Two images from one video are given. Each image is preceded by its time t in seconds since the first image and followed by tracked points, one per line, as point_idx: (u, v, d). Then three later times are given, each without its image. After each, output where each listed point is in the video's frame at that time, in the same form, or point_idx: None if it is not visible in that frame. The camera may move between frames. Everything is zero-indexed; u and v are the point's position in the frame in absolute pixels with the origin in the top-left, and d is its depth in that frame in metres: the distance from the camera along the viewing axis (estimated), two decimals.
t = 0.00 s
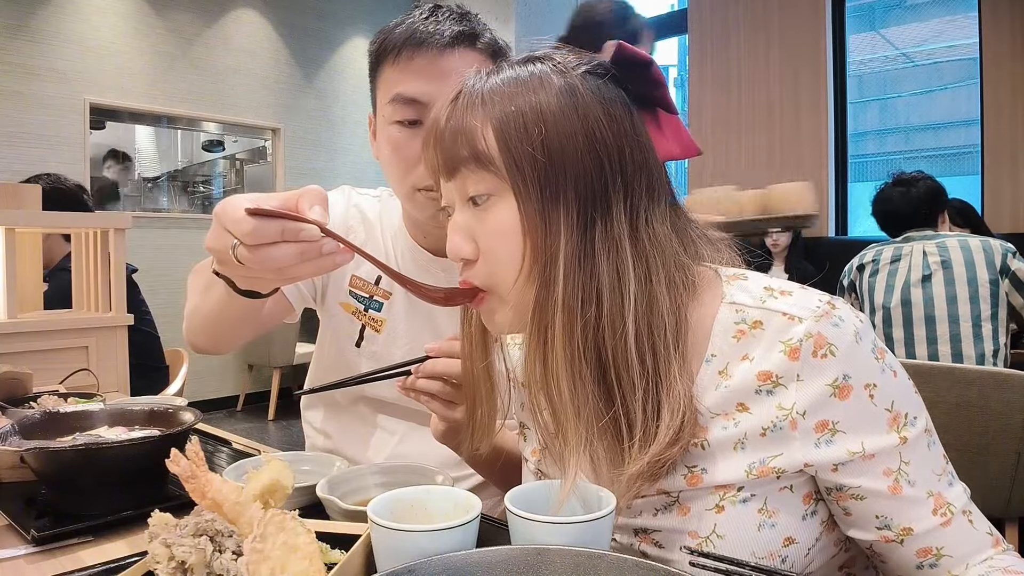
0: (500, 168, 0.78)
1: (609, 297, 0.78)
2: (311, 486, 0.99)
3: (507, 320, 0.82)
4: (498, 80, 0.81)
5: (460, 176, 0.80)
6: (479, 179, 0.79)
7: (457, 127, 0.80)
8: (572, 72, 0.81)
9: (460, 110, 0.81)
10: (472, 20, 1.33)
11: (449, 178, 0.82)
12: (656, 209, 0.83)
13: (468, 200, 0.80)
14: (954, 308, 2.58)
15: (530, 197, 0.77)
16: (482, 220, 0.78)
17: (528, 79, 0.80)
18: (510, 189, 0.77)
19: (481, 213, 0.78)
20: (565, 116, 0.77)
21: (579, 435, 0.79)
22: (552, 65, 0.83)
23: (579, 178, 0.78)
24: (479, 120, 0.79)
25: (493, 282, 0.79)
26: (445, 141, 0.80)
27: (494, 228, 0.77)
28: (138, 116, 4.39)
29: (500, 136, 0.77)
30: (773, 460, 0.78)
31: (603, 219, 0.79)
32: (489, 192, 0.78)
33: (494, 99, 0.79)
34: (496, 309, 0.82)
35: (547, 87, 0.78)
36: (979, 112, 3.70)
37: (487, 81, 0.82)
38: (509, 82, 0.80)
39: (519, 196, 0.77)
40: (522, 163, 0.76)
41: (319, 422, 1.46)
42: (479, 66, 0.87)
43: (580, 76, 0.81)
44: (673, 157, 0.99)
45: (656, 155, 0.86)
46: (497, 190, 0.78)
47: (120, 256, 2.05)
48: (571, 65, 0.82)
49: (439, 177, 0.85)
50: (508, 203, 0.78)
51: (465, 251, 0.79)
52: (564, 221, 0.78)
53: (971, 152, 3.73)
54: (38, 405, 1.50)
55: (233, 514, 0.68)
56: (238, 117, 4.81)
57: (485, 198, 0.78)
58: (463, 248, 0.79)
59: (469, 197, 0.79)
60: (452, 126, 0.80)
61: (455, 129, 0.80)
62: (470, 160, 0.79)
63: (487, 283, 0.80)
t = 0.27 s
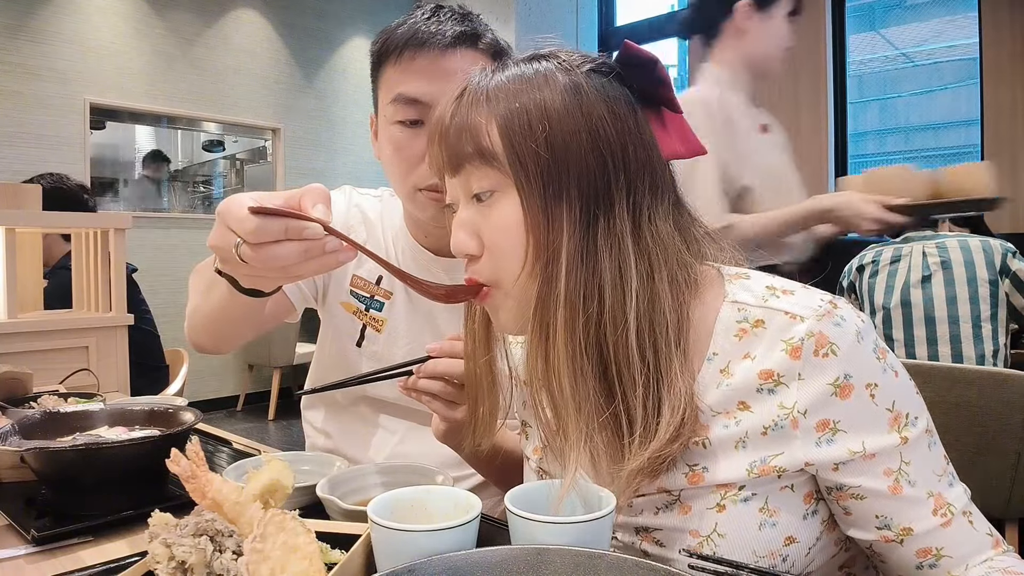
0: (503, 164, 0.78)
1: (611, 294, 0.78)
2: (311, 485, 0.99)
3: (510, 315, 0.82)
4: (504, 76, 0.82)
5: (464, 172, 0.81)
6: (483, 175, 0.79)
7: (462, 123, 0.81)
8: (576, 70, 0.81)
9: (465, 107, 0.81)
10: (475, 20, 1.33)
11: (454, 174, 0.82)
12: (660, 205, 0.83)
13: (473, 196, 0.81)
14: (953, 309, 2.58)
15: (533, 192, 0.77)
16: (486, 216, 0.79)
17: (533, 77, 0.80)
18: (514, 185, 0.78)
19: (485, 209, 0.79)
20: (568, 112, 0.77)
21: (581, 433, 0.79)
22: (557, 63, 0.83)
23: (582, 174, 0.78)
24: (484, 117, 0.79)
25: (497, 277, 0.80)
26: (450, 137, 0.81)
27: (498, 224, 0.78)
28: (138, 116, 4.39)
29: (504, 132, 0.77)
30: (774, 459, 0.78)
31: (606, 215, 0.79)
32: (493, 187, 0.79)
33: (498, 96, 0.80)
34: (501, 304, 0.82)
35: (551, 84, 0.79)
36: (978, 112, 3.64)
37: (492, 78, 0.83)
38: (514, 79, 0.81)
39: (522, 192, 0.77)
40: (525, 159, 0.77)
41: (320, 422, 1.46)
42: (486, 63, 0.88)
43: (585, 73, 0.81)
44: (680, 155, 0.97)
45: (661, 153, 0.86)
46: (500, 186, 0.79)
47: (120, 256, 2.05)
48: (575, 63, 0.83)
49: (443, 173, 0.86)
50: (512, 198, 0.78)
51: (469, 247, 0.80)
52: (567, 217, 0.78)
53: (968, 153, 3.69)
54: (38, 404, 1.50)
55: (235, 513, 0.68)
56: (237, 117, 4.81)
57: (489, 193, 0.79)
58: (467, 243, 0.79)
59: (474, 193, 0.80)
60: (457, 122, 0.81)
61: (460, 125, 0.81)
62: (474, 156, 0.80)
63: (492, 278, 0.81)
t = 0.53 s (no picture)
0: (519, 157, 0.78)
1: (624, 288, 0.78)
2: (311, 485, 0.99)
3: (525, 309, 0.82)
4: (520, 71, 0.82)
5: (481, 167, 0.81)
6: (499, 169, 0.80)
7: (478, 117, 0.81)
8: (592, 65, 0.81)
9: (482, 101, 0.81)
10: (475, 20, 1.33)
11: (470, 169, 0.83)
12: (675, 199, 0.83)
13: (488, 190, 0.81)
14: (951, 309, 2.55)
15: (548, 185, 0.77)
16: (501, 210, 0.79)
17: (549, 72, 0.80)
18: (529, 179, 0.78)
19: (501, 203, 0.79)
20: (583, 106, 0.77)
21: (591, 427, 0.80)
22: (573, 59, 0.83)
23: (597, 167, 0.77)
24: (501, 111, 0.80)
25: (512, 270, 0.80)
26: (466, 131, 0.81)
27: (513, 218, 0.78)
28: (139, 116, 4.39)
29: (520, 126, 0.77)
30: (780, 455, 0.79)
31: (620, 209, 0.79)
32: (508, 181, 0.79)
33: (515, 91, 0.80)
34: (517, 298, 0.82)
35: (567, 79, 0.79)
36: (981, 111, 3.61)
37: (508, 74, 0.83)
38: (531, 74, 0.81)
39: (538, 185, 0.77)
40: (540, 152, 0.77)
41: (320, 422, 1.46)
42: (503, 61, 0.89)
43: (600, 68, 0.81)
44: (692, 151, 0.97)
45: (676, 148, 0.86)
46: (516, 180, 0.79)
47: (121, 257, 2.05)
48: (591, 58, 0.83)
49: (459, 167, 0.86)
50: (528, 191, 0.78)
51: (484, 241, 0.80)
52: (582, 211, 0.77)
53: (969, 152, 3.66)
54: (39, 404, 1.50)
55: (235, 513, 0.68)
56: (238, 117, 4.81)
57: (505, 188, 0.79)
58: (482, 238, 0.80)
59: (489, 187, 0.80)
60: (474, 116, 0.81)
61: (477, 119, 0.81)
62: (490, 150, 0.80)
63: (508, 272, 0.80)
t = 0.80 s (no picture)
0: (554, 144, 0.77)
1: (654, 280, 0.77)
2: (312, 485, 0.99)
3: (554, 298, 0.82)
4: (557, 63, 0.81)
5: (515, 155, 0.80)
6: (534, 158, 0.78)
7: (515, 105, 0.79)
8: (628, 58, 0.80)
9: (519, 90, 0.80)
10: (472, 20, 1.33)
11: (503, 156, 0.82)
12: (706, 192, 0.82)
13: (521, 178, 0.80)
14: (952, 310, 2.55)
15: (582, 175, 0.76)
16: (534, 199, 0.78)
17: (586, 63, 0.79)
18: (565, 169, 0.77)
19: (534, 192, 0.78)
20: (619, 97, 0.76)
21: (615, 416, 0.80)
22: (608, 50, 0.82)
23: (631, 158, 0.77)
24: (539, 101, 0.78)
25: (542, 257, 0.79)
26: (502, 117, 0.80)
27: (547, 207, 0.77)
28: (139, 117, 4.40)
29: (558, 116, 0.76)
30: (798, 449, 0.79)
31: (653, 201, 0.78)
32: (543, 170, 0.78)
33: (552, 81, 0.79)
34: (545, 287, 0.81)
35: (605, 71, 0.78)
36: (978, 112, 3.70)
37: (545, 64, 0.82)
38: (568, 65, 0.79)
39: (572, 172, 0.76)
40: (575, 142, 0.76)
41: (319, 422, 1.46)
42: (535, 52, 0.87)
43: (636, 59, 0.80)
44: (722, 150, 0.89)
45: (707, 142, 0.85)
46: (551, 169, 0.78)
47: (121, 257, 2.05)
48: (626, 51, 0.82)
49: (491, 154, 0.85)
50: (562, 178, 0.77)
51: (514, 229, 0.79)
52: (614, 200, 0.77)
53: (969, 152, 3.75)
54: (39, 404, 1.50)
55: (235, 512, 0.68)
56: (239, 117, 4.82)
57: (538, 176, 0.78)
58: (513, 225, 0.79)
59: (522, 176, 0.79)
60: (510, 102, 0.80)
61: (513, 108, 0.79)
62: (526, 139, 0.78)
63: (537, 258, 0.79)
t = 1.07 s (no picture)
0: (597, 132, 0.77)
1: (689, 270, 0.78)
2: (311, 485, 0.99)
3: (579, 278, 0.82)
4: (603, 54, 0.79)
5: (556, 139, 0.79)
6: (575, 142, 0.78)
7: (560, 90, 0.78)
8: (674, 53, 0.79)
9: (565, 78, 0.78)
10: (461, 22, 1.34)
11: (544, 141, 0.80)
12: (744, 186, 0.81)
13: (560, 162, 0.79)
14: (953, 309, 2.54)
15: (624, 163, 0.76)
16: (573, 182, 0.78)
17: (633, 55, 0.78)
18: (605, 156, 0.76)
19: (573, 175, 0.78)
20: (662, 89, 0.75)
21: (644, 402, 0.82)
22: (653, 45, 0.80)
23: (672, 151, 0.76)
24: (584, 87, 0.77)
25: (576, 238, 0.79)
26: (545, 102, 0.79)
27: (584, 190, 0.77)
28: (140, 117, 4.40)
29: (603, 104, 0.75)
30: (818, 443, 0.81)
31: (692, 192, 0.77)
32: (583, 154, 0.78)
33: (598, 70, 0.77)
34: (573, 268, 0.81)
35: (652, 64, 0.76)
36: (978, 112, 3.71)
37: (591, 53, 0.80)
38: (614, 56, 0.78)
39: (614, 161, 0.76)
40: (619, 129, 0.75)
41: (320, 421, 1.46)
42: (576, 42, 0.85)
43: (680, 53, 0.79)
44: (759, 151, 0.89)
45: (746, 142, 0.84)
46: (591, 153, 0.77)
47: (121, 257, 2.05)
48: (670, 47, 0.80)
49: (531, 139, 0.83)
50: (603, 166, 0.77)
51: (549, 211, 0.79)
52: (653, 190, 0.76)
53: (970, 152, 3.74)
54: (39, 404, 1.50)
55: (234, 513, 0.68)
56: (239, 117, 4.82)
57: (578, 160, 0.78)
58: (549, 206, 0.79)
59: (562, 159, 0.79)
60: (556, 89, 0.78)
61: (557, 93, 0.78)
62: (568, 124, 0.78)
63: (568, 239, 0.79)
